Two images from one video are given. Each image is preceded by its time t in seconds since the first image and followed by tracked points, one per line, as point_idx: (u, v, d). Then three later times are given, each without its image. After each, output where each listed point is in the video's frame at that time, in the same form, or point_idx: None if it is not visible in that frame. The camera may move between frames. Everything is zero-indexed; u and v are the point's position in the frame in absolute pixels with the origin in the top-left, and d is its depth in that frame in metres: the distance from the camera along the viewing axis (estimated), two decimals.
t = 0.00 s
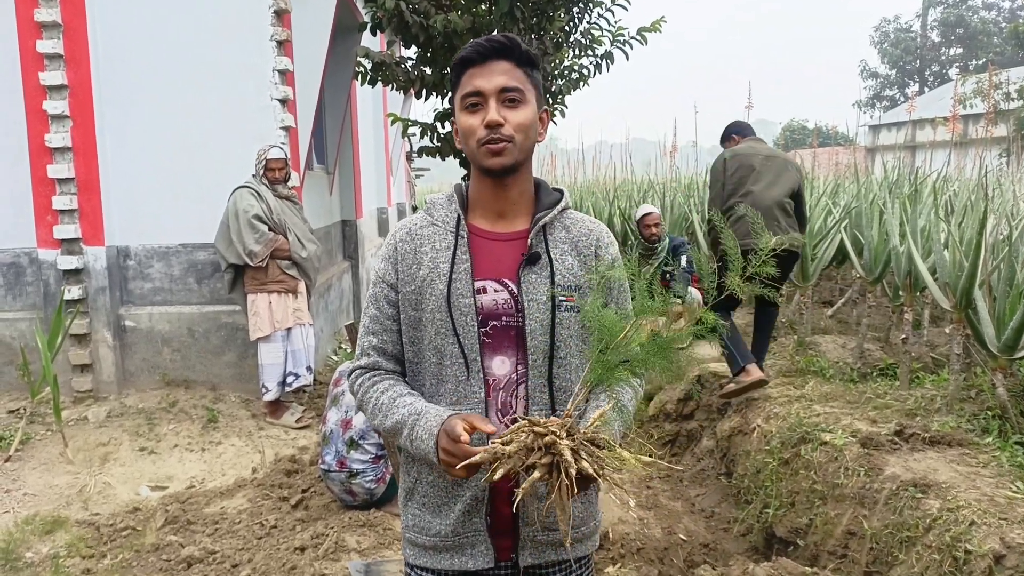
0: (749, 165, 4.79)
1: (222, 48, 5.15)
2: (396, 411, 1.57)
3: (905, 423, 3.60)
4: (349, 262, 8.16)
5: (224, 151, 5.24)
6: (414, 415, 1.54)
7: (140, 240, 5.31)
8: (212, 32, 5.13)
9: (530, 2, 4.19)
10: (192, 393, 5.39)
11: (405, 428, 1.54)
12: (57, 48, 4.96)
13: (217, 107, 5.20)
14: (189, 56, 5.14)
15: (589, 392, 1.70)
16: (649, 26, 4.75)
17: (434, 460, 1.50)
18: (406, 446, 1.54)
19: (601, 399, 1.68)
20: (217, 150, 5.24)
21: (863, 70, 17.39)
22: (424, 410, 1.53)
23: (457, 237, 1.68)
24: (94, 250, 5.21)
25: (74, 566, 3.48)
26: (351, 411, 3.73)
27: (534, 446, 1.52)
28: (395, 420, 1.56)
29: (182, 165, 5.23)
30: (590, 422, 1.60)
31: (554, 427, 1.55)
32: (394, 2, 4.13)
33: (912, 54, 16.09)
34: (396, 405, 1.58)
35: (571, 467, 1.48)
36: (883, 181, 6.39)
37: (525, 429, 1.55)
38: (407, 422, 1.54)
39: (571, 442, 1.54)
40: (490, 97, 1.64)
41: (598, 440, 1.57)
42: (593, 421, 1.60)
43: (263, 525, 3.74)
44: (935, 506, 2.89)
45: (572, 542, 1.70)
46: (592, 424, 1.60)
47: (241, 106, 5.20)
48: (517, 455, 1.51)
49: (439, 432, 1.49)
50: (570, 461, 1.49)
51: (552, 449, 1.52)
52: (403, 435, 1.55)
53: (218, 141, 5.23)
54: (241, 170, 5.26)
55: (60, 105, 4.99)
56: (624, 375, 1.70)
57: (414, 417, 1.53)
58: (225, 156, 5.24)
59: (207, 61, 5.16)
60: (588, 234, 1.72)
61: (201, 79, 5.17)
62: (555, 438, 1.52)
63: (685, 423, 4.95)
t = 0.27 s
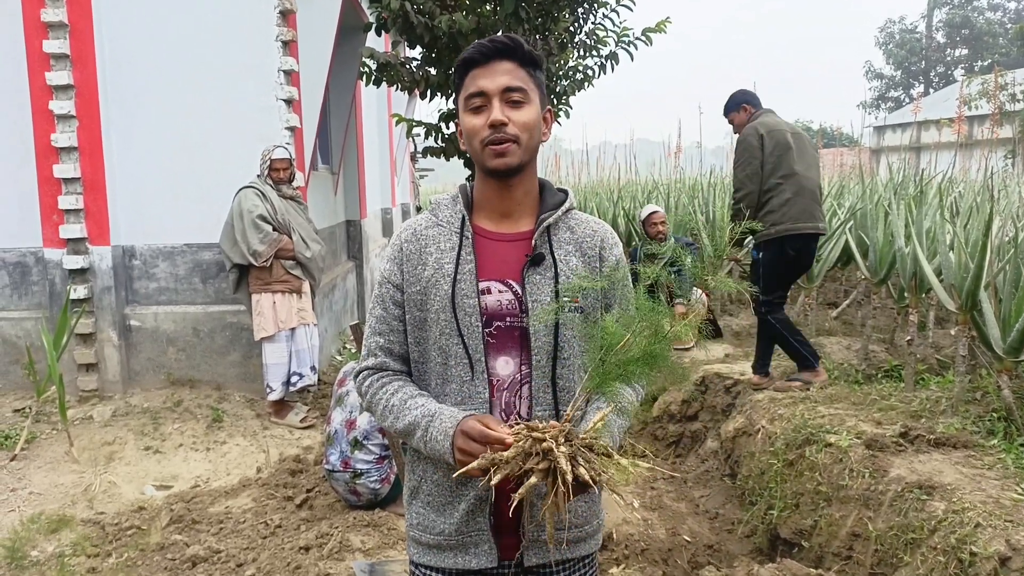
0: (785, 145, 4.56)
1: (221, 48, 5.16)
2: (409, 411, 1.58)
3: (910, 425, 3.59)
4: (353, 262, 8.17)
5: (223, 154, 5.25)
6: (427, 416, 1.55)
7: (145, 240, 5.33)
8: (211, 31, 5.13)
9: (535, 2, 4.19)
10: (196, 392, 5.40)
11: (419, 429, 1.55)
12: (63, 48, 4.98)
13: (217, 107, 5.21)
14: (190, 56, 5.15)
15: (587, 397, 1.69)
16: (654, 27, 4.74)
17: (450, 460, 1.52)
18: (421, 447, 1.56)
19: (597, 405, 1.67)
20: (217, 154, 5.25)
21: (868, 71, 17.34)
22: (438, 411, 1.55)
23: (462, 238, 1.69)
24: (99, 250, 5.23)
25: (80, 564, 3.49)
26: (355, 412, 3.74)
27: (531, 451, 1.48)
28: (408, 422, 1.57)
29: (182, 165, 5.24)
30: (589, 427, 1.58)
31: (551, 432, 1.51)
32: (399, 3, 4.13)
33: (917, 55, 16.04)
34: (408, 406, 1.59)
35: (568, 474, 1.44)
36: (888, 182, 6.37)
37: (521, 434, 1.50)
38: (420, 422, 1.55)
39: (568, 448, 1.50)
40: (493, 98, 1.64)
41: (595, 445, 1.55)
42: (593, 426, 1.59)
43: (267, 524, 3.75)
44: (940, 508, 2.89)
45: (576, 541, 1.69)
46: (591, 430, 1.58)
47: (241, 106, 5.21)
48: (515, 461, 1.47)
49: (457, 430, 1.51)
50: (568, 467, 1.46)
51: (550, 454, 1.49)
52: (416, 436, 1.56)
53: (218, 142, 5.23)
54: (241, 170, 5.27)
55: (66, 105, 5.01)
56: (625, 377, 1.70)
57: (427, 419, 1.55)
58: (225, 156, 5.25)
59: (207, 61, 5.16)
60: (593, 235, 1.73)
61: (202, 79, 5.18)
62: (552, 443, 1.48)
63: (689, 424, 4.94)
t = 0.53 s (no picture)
0: (816, 140, 4.57)
1: (219, 51, 5.16)
2: (410, 416, 1.58)
3: (910, 428, 3.59)
4: (354, 265, 8.18)
5: (224, 158, 5.26)
6: (428, 421, 1.55)
7: (146, 243, 5.33)
8: (211, 34, 5.14)
9: (535, 6, 4.19)
10: (197, 396, 5.40)
11: (421, 432, 1.56)
12: (65, 52, 4.99)
13: (218, 111, 5.22)
14: (189, 59, 5.16)
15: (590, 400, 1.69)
16: (654, 30, 4.75)
17: (451, 464, 1.52)
18: (421, 451, 1.56)
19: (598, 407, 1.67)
20: (219, 156, 5.25)
21: (867, 74, 17.36)
22: (439, 416, 1.55)
23: (463, 242, 1.69)
24: (100, 254, 5.23)
25: (79, 569, 3.49)
26: (355, 416, 3.74)
27: (541, 455, 1.50)
28: (409, 427, 1.57)
29: (183, 168, 5.25)
30: (595, 428, 1.58)
31: (560, 434, 1.52)
32: (399, 6, 4.14)
33: (917, 58, 16.06)
34: (410, 410, 1.60)
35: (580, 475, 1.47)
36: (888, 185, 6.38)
37: (530, 438, 1.52)
38: (422, 427, 1.55)
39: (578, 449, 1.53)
40: (491, 101, 1.65)
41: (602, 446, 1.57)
42: (598, 428, 1.59)
43: (267, 528, 3.74)
44: (941, 512, 2.88)
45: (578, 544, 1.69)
46: (597, 430, 1.58)
47: (242, 110, 5.22)
48: (526, 465, 1.48)
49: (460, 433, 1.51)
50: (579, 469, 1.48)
51: (560, 457, 1.51)
52: (417, 441, 1.56)
53: (219, 145, 5.24)
54: (243, 173, 5.28)
55: (67, 109, 5.02)
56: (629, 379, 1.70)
57: (429, 424, 1.55)
58: (226, 160, 5.26)
59: (207, 64, 5.17)
60: (594, 238, 1.73)
61: (202, 82, 5.18)
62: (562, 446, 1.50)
63: (689, 428, 4.94)
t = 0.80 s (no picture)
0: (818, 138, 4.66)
1: (220, 51, 5.15)
2: (401, 402, 1.56)
3: (902, 431, 3.60)
4: (347, 267, 8.17)
5: (219, 159, 5.24)
6: (422, 398, 1.54)
7: (137, 245, 5.31)
8: (211, 34, 5.13)
9: (529, 9, 4.20)
10: (188, 398, 5.38)
11: (412, 418, 1.53)
12: (56, 53, 4.97)
13: (218, 111, 5.20)
14: (189, 58, 5.15)
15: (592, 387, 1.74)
16: (647, 34, 4.76)
17: (445, 431, 1.49)
18: (416, 430, 1.53)
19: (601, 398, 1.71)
20: (213, 158, 5.24)
21: (859, 78, 17.44)
22: (432, 393, 1.54)
23: (456, 244, 1.69)
24: (91, 255, 5.20)
25: (69, 572, 3.47)
26: (348, 418, 3.72)
27: (547, 445, 1.54)
28: (403, 408, 1.54)
29: (183, 167, 5.23)
30: (595, 419, 1.60)
31: (563, 424, 1.56)
32: (393, 9, 4.14)
33: (909, 62, 16.14)
34: (403, 395, 1.58)
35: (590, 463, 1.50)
36: (880, 188, 6.41)
37: (535, 432, 1.57)
38: (413, 411, 1.53)
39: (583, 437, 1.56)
40: (482, 106, 1.65)
41: (607, 434, 1.59)
42: (595, 422, 1.61)
43: (259, 531, 3.73)
44: (932, 514, 2.89)
45: (571, 547, 1.69)
46: (598, 420, 1.61)
47: (242, 109, 5.21)
48: (532, 457, 1.53)
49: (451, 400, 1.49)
50: (587, 455, 1.52)
51: (566, 446, 1.54)
52: (411, 420, 1.53)
53: (217, 145, 5.23)
54: (242, 172, 5.26)
55: (58, 110, 4.99)
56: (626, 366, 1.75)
57: (422, 401, 1.53)
58: (226, 160, 5.25)
59: (207, 64, 5.16)
60: (586, 240, 1.74)
61: (202, 82, 5.17)
62: (567, 434, 1.54)
63: (682, 430, 4.95)
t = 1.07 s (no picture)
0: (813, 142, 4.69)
1: (220, 51, 5.17)
2: (408, 404, 1.56)
3: (902, 433, 3.60)
4: (347, 270, 8.18)
5: (216, 160, 5.25)
6: (430, 400, 1.54)
7: (138, 248, 5.32)
8: (211, 35, 5.14)
9: (529, 12, 4.21)
10: (188, 401, 5.38)
11: (420, 420, 1.54)
12: (57, 56, 4.98)
13: (219, 112, 5.21)
14: (190, 59, 5.16)
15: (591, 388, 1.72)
16: (647, 37, 4.77)
17: (458, 434, 1.49)
18: (425, 434, 1.53)
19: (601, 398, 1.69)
20: (211, 161, 5.25)
21: (859, 80, 17.46)
22: (440, 395, 1.54)
23: (456, 247, 1.69)
24: (91, 258, 5.21)
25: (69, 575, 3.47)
26: (348, 420, 3.73)
27: (549, 444, 1.54)
28: (410, 411, 1.54)
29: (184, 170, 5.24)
30: (596, 419, 1.60)
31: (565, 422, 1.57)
32: (394, 12, 4.15)
33: (909, 65, 16.16)
34: (409, 397, 1.58)
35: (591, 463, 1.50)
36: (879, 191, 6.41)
37: (537, 431, 1.57)
38: (422, 413, 1.53)
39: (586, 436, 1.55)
40: (482, 110, 1.65)
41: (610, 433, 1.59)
42: (595, 423, 1.60)
43: (259, 534, 3.73)
44: (932, 516, 2.89)
45: (570, 550, 1.69)
46: (599, 420, 1.61)
47: (242, 111, 5.22)
48: (535, 455, 1.53)
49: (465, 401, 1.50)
50: (589, 452, 1.51)
51: (569, 444, 1.54)
52: (420, 424, 1.53)
53: (217, 146, 5.24)
54: (242, 174, 5.27)
55: (59, 113, 5.00)
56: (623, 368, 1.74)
57: (431, 403, 1.54)
58: (227, 162, 5.25)
59: (208, 66, 5.17)
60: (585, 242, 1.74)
61: (203, 84, 5.18)
62: (570, 432, 1.54)
63: (682, 433, 4.95)
